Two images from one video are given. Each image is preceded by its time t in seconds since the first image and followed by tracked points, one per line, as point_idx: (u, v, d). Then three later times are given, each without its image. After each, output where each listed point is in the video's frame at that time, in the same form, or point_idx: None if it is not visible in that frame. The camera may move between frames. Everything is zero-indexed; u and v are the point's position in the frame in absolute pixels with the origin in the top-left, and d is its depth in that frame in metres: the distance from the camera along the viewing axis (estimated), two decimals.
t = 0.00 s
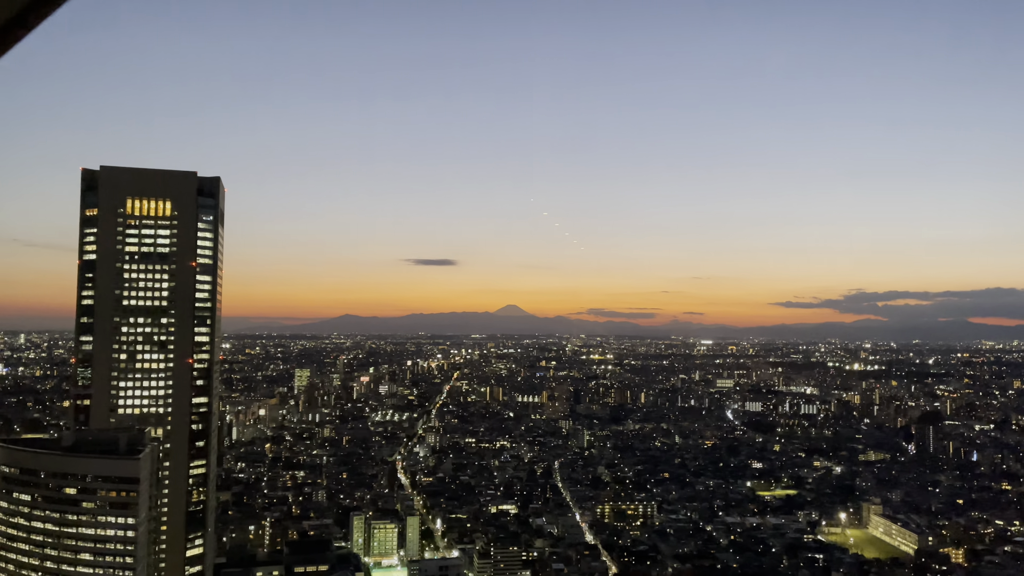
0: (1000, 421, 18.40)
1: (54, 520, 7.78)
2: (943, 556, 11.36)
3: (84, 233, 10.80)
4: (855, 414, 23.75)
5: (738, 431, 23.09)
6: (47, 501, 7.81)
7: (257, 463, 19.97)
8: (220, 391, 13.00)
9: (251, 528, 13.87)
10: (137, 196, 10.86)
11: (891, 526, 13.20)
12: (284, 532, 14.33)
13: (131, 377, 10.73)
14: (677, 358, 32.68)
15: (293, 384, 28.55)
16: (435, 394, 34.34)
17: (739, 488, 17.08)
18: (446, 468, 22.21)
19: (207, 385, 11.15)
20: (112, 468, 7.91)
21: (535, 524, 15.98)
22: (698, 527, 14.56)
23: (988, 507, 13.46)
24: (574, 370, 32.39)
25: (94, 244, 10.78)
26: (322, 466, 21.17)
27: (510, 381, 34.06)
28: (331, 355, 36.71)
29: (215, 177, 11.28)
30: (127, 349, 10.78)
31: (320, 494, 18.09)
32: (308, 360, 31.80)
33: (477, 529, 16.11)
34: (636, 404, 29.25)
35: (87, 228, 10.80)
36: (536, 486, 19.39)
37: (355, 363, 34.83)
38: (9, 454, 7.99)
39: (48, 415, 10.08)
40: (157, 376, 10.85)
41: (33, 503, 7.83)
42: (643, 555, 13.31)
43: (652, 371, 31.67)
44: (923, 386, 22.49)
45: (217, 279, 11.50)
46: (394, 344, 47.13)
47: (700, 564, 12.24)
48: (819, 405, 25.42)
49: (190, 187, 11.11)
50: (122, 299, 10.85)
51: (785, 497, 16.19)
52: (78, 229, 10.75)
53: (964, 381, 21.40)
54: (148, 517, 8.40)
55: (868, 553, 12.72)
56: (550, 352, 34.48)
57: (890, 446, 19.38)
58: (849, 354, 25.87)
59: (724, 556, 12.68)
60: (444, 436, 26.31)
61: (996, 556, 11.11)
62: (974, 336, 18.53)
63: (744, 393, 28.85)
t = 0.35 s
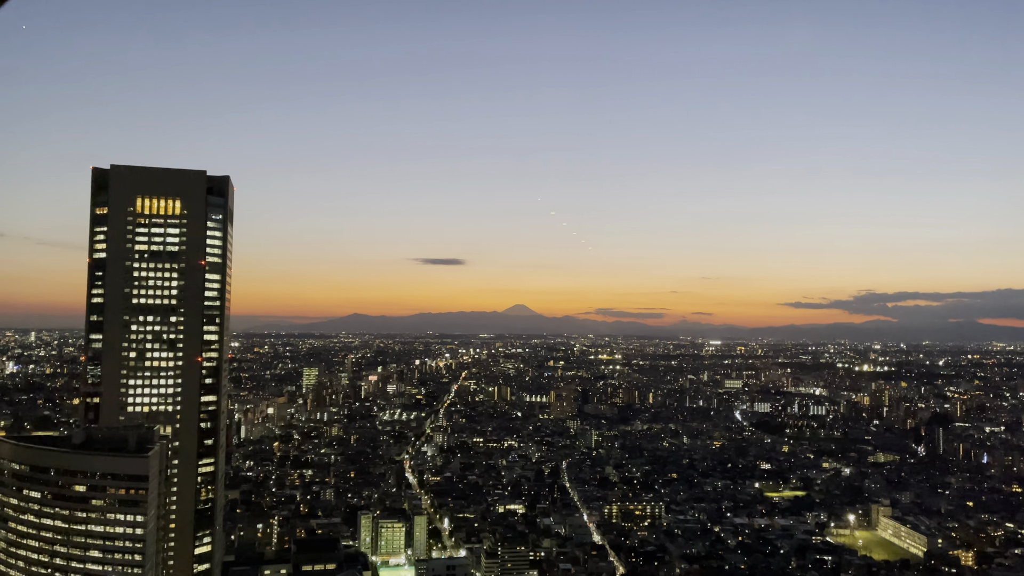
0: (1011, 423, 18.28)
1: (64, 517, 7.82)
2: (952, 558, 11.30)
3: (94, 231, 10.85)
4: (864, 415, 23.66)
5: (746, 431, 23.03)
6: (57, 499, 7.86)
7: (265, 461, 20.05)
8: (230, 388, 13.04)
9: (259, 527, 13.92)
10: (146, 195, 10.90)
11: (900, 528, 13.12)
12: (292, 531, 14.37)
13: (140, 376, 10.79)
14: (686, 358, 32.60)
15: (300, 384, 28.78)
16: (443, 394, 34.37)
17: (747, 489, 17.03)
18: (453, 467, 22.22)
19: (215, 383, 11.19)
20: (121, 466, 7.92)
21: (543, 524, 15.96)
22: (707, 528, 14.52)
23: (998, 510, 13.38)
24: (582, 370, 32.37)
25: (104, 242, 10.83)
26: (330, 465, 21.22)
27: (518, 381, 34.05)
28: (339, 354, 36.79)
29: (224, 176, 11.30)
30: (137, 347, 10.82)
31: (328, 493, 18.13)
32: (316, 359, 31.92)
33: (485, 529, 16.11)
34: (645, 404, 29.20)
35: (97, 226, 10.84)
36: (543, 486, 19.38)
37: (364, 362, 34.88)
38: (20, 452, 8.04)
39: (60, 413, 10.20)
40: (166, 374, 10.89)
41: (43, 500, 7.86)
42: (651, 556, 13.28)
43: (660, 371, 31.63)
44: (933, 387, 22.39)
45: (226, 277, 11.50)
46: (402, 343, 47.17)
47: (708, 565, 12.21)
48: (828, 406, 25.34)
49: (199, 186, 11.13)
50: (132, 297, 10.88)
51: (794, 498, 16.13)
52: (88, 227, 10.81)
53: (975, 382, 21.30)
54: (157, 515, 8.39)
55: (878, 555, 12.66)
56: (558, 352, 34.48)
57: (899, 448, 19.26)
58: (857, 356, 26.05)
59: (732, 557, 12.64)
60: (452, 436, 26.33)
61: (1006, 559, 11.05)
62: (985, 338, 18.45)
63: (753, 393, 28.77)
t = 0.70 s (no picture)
0: (1019, 425, 18.24)
1: (71, 514, 7.85)
2: (960, 560, 11.28)
3: (102, 230, 10.88)
4: (871, 416, 23.59)
5: (753, 432, 22.99)
6: (65, 496, 7.89)
7: (272, 459, 20.13)
8: (236, 387, 13.06)
9: (265, 525, 13.97)
10: (154, 194, 10.94)
11: (907, 530, 13.08)
12: (297, 529, 14.41)
13: (147, 374, 10.83)
14: (692, 358, 32.58)
15: (307, 382, 28.90)
16: (449, 393, 34.42)
17: (754, 490, 16.99)
18: (459, 466, 22.24)
19: (222, 381, 11.21)
20: (129, 463, 7.93)
21: (548, 524, 15.97)
22: (712, 529, 14.51)
23: (1006, 512, 13.33)
24: (589, 369, 32.37)
25: (113, 241, 10.88)
26: (336, 463, 21.28)
27: (524, 380, 34.07)
28: (346, 353, 36.88)
29: (232, 174, 11.32)
30: (144, 345, 10.86)
31: (334, 492, 18.17)
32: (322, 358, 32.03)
33: (490, 528, 16.12)
34: (651, 404, 29.15)
35: (106, 225, 10.88)
36: (549, 486, 19.39)
37: (370, 361, 34.96)
38: (29, 448, 8.08)
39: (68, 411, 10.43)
40: (173, 372, 10.92)
41: (51, 497, 7.91)
42: (657, 556, 13.27)
43: (667, 370, 31.61)
44: (941, 389, 22.35)
45: (234, 276, 11.50)
46: (408, 342, 47.24)
47: (714, 566, 12.19)
48: (834, 407, 25.27)
49: (206, 185, 11.15)
50: (139, 295, 10.91)
51: (801, 500, 16.09)
52: (97, 225, 10.86)
53: (982, 384, 21.25)
54: (165, 512, 8.42)
55: (884, 557, 12.62)
56: (564, 352, 34.51)
57: (907, 449, 19.20)
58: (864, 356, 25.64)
59: (738, 558, 12.61)
60: (457, 435, 26.35)
61: (1014, 562, 11.01)
62: (993, 339, 18.41)
63: (759, 394, 28.72)
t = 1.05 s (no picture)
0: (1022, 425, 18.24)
1: (74, 513, 7.87)
2: (962, 560, 11.27)
3: (105, 229, 10.91)
4: (874, 416, 23.57)
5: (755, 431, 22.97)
6: (68, 494, 7.91)
7: (275, 458, 20.17)
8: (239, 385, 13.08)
9: (268, 524, 14.00)
10: (157, 193, 10.96)
11: (909, 529, 13.07)
12: (300, 527, 14.44)
13: (150, 372, 10.86)
14: (695, 357, 32.58)
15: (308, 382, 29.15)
16: (452, 391, 34.44)
17: (756, 489, 16.99)
18: (462, 465, 22.25)
19: (225, 380, 11.23)
20: (132, 462, 7.95)
21: (551, 523, 15.98)
22: (715, 528, 14.50)
23: (1008, 511, 13.32)
24: (591, 368, 32.38)
25: (115, 240, 10.90)
26: (339, 462, 21.31)
27: (526, 379, 34.08)
28: (349, 352, 36.95)
29: (234, 174, 11.34)
30: (147, 344, 10.89)
31: (337, 490, 18.18)
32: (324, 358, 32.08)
33: (493, 527, 16.14)
34: (653, 403, 29.14)
35: (109, 224, 10.91)
36: (551, 485, 19.41)
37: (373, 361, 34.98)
38: (32, 447, 8.10)
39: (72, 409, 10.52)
40: (176, 371, 10.94)
41: (54, 496, 7.93)
42: (659, 555, 13.26)
43: (669, 369, 31.61)
44: (944, 389, 22.37)
45: (237, 275, 11.51)
46: (411, 341, 47.27)
47: (716, 565, 12.18)
48: (837, 407, 25.25)
49: (209, 184, 11.17)
50: (142, 295, 10.93)
51: (803, 499, 16.08)
52: (100, 225, 10.90)
53: (986, 384, 21.25)
54: (168, 510, 8.44)
55: (886, 556, 12.60)
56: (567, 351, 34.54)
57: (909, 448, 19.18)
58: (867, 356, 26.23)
59: (741, 557, 12.60)
60: (460, 434, 26.37)
61: (1016, 561, 11.00)
62: (997, 338, 18.40)
63: (762, 393, 28.70)
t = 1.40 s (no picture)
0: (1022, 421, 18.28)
1: (74, 513, 7.86)
2: (963, 556, 11.29)
3: (104, 228, 10.90)
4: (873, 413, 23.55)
5: (755, 429, 22.97)
6: (67, 494, 7.90)
7: (275, 458, 20.17)
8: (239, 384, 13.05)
9: (268, 523, 14.01)
10: (156, 192, 10.95)
11: (909, 526, 13.10)
12: (300, 526, 14.44)
13: (150, 372, 10.85)
14: (694, 355, 32.60)
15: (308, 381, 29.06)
16: (452, 390, 34.42)
17: (756, 487, 16.99)
18: (462, 464, 22.25)
19: (225, 379, 11.23)
20: (132, 461, 7.95)
21: (551, 521, 15.99)
22: (715, 526, 14.49)
23: (1008, 508, 13.34)
24: (590, 367, 32.36)
25: (115, 239, 10.89)
26: (339, 461, 21.30)
27: (526, 378, 34.08)
28: (348, 351, 36.92)
29: (233, 173, 11.34)
30: (147, 344, 10.88)
31: (336, 489, 18.17)
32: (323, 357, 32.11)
33: (493, 525, 16.14)
34: (653, 401, 29.13)
35: (108, 224, 10.90)
36: (552, 483, 19.42)
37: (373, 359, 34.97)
38: (32, 447, 8.09)
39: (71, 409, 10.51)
40: (176, 370, 10.94)
41: (54, 496, 7.93)
42: (660, 553, 13.26)
43: (669, 367, 31.60)
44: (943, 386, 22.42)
45: (236, 274, 11.51)
46: (410, 340, 47.23)
47: (717, 563, 12.19)
48: (837, 404, 25.22)
49: (208, 183, 11.16)
50: (142, 294, 10.92)
51: (803, 496, 16.08)
52: (99, 224, 10.89)
53: (985, 380, 21.30)
54: (168, 509, 8.44)
55: (887, 553, 12.60)
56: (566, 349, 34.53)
57: (909, 445, 19.18)
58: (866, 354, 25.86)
59: (741, 555, 12.61)
60: (460, 432, 26.35)
61: (1017, 557, 11.01)
62: (996, 335, 18.43)
63: (762, 390, 28.70)
